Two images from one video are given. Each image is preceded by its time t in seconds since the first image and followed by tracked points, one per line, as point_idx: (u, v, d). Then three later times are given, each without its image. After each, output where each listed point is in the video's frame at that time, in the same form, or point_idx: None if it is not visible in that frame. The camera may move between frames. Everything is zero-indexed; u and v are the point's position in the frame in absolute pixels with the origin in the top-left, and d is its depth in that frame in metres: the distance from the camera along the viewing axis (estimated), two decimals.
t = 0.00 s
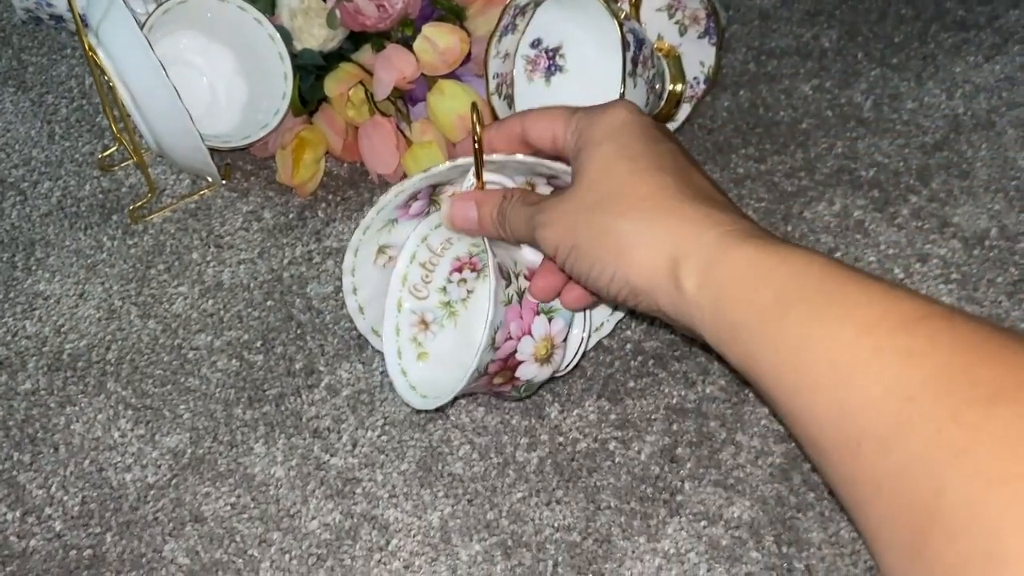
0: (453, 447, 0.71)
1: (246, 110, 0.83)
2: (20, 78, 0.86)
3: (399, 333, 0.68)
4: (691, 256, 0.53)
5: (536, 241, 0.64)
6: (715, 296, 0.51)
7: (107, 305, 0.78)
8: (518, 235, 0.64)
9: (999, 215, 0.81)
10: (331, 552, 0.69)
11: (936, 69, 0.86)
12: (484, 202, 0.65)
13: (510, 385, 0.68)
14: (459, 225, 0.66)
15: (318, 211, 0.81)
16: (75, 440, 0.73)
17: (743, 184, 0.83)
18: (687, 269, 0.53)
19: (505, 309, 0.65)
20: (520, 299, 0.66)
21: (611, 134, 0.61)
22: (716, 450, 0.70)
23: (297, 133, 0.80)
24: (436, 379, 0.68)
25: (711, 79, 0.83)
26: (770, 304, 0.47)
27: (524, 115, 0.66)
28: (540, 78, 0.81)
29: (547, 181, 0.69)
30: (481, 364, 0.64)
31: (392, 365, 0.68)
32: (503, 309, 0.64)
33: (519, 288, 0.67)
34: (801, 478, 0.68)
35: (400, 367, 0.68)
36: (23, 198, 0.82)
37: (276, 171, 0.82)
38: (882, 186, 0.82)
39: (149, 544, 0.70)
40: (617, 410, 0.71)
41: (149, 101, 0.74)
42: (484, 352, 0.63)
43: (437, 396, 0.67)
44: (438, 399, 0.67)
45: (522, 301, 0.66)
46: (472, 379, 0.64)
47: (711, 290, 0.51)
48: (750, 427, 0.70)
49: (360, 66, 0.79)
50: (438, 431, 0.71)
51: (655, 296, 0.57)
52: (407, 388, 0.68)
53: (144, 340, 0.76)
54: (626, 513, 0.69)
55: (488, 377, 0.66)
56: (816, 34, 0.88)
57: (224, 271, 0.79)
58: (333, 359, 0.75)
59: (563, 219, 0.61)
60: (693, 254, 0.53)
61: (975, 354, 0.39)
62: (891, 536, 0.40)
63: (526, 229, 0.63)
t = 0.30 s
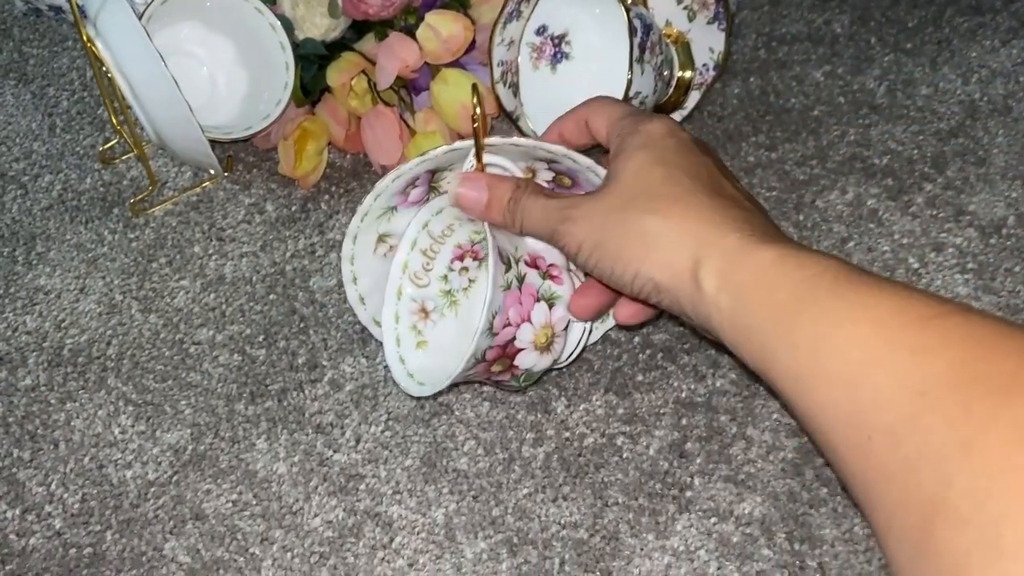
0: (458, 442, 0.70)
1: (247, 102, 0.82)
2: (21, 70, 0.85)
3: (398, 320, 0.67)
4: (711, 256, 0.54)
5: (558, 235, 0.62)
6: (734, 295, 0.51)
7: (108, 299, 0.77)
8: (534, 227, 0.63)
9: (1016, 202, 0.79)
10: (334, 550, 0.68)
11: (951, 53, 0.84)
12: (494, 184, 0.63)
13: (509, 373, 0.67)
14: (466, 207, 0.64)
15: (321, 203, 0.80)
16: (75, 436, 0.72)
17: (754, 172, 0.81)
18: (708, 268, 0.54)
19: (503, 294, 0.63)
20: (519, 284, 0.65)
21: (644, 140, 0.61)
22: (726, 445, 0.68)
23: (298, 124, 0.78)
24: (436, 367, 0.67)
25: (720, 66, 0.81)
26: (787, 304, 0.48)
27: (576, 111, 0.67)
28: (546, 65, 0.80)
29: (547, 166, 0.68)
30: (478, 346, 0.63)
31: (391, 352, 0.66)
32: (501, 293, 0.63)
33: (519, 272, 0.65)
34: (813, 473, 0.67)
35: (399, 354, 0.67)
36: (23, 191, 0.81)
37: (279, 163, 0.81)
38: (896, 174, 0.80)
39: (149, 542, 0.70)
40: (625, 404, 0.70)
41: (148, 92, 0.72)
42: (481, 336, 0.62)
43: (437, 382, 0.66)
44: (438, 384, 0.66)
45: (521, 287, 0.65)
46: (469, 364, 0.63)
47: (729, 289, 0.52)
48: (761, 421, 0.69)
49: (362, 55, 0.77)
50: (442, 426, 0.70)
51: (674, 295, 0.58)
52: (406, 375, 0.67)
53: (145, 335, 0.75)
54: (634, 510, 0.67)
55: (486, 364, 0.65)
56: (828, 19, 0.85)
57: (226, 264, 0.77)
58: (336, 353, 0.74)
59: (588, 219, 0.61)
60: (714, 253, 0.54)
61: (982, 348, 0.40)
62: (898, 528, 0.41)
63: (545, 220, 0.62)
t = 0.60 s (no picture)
0: (470, 443, 0.69)
1: (255, 100, 0.81)
2: (27, 69, 0.85)
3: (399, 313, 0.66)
4: (720, 262, 0.54)
5: (564, 231, 0.62)
6: (742, 302, 0.51)
7: (116, 299, 0.76)
8: (539, 224, 0.62)
9: None
10: (345, 553, 0.68)
11: (966, 47, 0.83)
12: (507, 173, 0.61)
13: (510, 366, 0.65)
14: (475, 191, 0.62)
15: (330, 201, 0.79)
16: (84, 438, 0.72)
17: (767, 168, 0.80)
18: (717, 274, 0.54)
19: (506, 282, 0.62)
20: (523, 274, 0.63)
21: (654, 149, 0.63)
22: (741, 446, 0.68)
23: (307, 121, 0.77)
24: (434, 359, 0.66)
25: (732, 60, 0.80)
26: (795, 312, 0.47)
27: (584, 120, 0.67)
28: (556, 61, 0.79)
29: (554, 157, 0.66)
30: (479, 337, 0.61)
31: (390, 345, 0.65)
32: (504, 282, 0.61)
33: (523, 262, 0.63)
34: (830, 474, 0.66)
35: (398, 348, 0.66)
36: (31, 191, 0.80)
37: (287, 161, 0.80)
38: (911, 169, 0.79)
39: (159, 545, 0.69)
40: (638, 404, 0.69)
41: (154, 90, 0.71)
42: (483, 326, 0.61)
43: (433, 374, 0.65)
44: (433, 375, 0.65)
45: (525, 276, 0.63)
46: (469, 354, 0.62)
47: (738, 297, 0.51)
48: (776, 421, 0.68)
49: (370, 51, 0.77)
50: (454, 427, 0.70)
51: (685, 300, 0.58)
52: (404, 366, 0.65)
53: (154, 335, 0.75)
54: (649, 511, 0.67)
55: (487, 354, 0.63)
56: (840, 12, 0.85)
57: (235, 264, 0.77)
58: (346, 353, 0.73)
59: (595, 218, 0.61)
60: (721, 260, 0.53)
61: (990, 354, 0.39)
62: (905, 539, 0.40)
63: (553, 217, 0.61)
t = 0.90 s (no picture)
0: (477, 439, 0.69)
1: (262, 96, 0.81)
2: (34, 66, 0.85)
3: (382, 301, 0.65)
4: (724, 256, 0.54)
5: (579, 226, 0.63)
6: (744, 295, 0.51)
7: (124, 296, 0.77)
8: (558, 218, 0.63)
9: None
10: (353, 549, 0.68)
11: (974, 40, 0.82)
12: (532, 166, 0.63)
13: (504, 351, 0.65)
14: (500, 181, 0.64)
15: (336, 197, 0.79)
16: (93, 435, 0.72)
17: (774, 163, 0.80)
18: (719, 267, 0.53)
19: (508, 265, 0.62)
20: (521, 256, 0.63)
21: (663, 145, 0.63)
22: (749, 441, 0.68)
23: (313, 117, 0.77)
24: (417, 348, 0.65)
25: (739, 55, 0.80)
26: (796, 304, 0.47)
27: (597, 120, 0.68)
28: (562, 56, 0.79)
29: (554, 147, 0.67)
30: (482, 318, 0.60)
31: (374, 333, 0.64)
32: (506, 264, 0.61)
33: (520, 245, 0.64)
34: (837, 470, 0.66)
35: (382, 336, 0.65)
36: (38, 187, 0.81)
37: (293, 157, 0.80)
38: (919, 164, 0.79)
39: (168, 540, 0.69)
40: (645, 400, 0.69)
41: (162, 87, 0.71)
42: (486, 306, 0.60)
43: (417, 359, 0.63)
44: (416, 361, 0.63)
45: (522, 259, 0.64)
46: (471, 337, 0.61)
47: (740, 290, 0.51)
48: (784, 417, 0.68)
49: (376, 47, 0.76)
50: (461, 423, 0.70)
51: (688, 293, 0.58)
52: (389, 355, 0.64)
53: (161, 332, 0.75)
54: (656, 507, 0.67)
55: (484, 337, 0.62)
56: (848, 6, 0.84)
57: (242, 260, 0.77)
58: (353, 349, 0.73)
59: (605, 214, 0.61)
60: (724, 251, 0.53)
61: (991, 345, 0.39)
62: (904, 530, 0.40)
63: (570, 212, 0.62)
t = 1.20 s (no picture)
0: (481, 437, 0.69)
1: (265, 90, 0.80)
2: (37, 61, 0.84)
3: (380, 296, 0.64)
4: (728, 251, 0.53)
5: (592, 222, 0.63)
6: (748, 291, 0.50)
7: (127, 293, 0.76)
8: (575, 212, 0.64)
9: None
10: (357, 548, 0.67)
11: (985, 33, 0.81)
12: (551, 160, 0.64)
13: (506, 345, 0.64)
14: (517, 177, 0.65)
15: (340, 193, 0.78)
16: (95, 433, 0.72)
17: (782, 158, 0.79)
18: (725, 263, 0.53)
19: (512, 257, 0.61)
20: (525, 249, 0.62)
21: (668, 139, 0.62)
22: (756, 440, 0.67)
23: (317, 113, 0.76)
24: (415, 344, 0.64)
25: (746, 48, 0.79)
26: (802, 300, 0.46)
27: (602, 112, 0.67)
28: (568, 49, 0.78)
29: (559, 140, 0.67)
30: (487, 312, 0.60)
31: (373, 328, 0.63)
32: (513, 257, 0.60)
33: (525, 237, 0.63)
34: (846, 469, 0.65)
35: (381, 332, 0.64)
36: (41, 184, 0.80)
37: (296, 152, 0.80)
38: (929, 159, 0.78)
39: (171, 539, 0.69)
40: (651, 398, 0.68)
41: (163, 82, 0.71)
42: (493, 299, 0.59)
43: (417, 355, 0.63)
44: (417, 358, 0.62)
45: (526, 252, 0.63)
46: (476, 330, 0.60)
47: (744, 285, 0.50)
48: (792, 416, 0.67)
49: (381, 42, 0.76)
50: (465, 421, 0.69)
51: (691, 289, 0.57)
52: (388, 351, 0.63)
53: (164, 329, 0.75)
54: (663, 506, 0.66)
55: (490, 331, 0.62)
56: None
57: (245, 257, 0.76)
58: (357, 347, 0.72)
59: (615, 210, 0.61)
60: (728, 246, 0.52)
61: (1004, 345, 0.38)
62: (914, 533, 0.39)
63: (584, 206, 0.63)
